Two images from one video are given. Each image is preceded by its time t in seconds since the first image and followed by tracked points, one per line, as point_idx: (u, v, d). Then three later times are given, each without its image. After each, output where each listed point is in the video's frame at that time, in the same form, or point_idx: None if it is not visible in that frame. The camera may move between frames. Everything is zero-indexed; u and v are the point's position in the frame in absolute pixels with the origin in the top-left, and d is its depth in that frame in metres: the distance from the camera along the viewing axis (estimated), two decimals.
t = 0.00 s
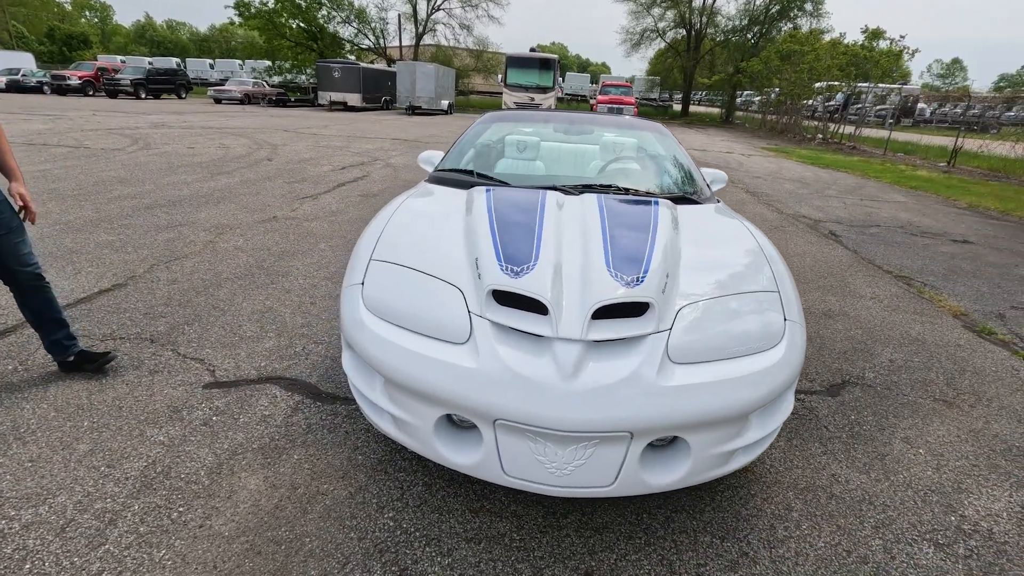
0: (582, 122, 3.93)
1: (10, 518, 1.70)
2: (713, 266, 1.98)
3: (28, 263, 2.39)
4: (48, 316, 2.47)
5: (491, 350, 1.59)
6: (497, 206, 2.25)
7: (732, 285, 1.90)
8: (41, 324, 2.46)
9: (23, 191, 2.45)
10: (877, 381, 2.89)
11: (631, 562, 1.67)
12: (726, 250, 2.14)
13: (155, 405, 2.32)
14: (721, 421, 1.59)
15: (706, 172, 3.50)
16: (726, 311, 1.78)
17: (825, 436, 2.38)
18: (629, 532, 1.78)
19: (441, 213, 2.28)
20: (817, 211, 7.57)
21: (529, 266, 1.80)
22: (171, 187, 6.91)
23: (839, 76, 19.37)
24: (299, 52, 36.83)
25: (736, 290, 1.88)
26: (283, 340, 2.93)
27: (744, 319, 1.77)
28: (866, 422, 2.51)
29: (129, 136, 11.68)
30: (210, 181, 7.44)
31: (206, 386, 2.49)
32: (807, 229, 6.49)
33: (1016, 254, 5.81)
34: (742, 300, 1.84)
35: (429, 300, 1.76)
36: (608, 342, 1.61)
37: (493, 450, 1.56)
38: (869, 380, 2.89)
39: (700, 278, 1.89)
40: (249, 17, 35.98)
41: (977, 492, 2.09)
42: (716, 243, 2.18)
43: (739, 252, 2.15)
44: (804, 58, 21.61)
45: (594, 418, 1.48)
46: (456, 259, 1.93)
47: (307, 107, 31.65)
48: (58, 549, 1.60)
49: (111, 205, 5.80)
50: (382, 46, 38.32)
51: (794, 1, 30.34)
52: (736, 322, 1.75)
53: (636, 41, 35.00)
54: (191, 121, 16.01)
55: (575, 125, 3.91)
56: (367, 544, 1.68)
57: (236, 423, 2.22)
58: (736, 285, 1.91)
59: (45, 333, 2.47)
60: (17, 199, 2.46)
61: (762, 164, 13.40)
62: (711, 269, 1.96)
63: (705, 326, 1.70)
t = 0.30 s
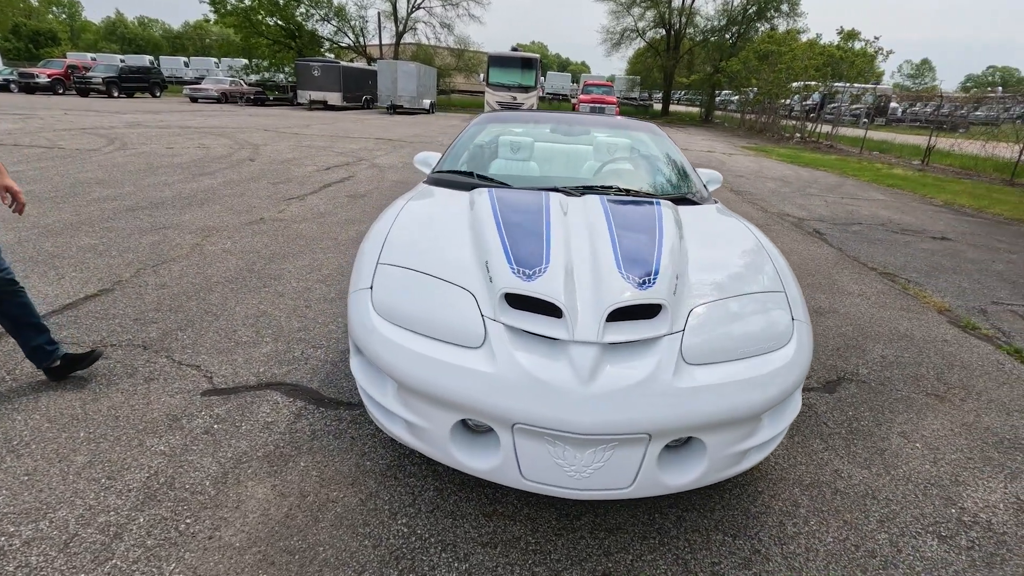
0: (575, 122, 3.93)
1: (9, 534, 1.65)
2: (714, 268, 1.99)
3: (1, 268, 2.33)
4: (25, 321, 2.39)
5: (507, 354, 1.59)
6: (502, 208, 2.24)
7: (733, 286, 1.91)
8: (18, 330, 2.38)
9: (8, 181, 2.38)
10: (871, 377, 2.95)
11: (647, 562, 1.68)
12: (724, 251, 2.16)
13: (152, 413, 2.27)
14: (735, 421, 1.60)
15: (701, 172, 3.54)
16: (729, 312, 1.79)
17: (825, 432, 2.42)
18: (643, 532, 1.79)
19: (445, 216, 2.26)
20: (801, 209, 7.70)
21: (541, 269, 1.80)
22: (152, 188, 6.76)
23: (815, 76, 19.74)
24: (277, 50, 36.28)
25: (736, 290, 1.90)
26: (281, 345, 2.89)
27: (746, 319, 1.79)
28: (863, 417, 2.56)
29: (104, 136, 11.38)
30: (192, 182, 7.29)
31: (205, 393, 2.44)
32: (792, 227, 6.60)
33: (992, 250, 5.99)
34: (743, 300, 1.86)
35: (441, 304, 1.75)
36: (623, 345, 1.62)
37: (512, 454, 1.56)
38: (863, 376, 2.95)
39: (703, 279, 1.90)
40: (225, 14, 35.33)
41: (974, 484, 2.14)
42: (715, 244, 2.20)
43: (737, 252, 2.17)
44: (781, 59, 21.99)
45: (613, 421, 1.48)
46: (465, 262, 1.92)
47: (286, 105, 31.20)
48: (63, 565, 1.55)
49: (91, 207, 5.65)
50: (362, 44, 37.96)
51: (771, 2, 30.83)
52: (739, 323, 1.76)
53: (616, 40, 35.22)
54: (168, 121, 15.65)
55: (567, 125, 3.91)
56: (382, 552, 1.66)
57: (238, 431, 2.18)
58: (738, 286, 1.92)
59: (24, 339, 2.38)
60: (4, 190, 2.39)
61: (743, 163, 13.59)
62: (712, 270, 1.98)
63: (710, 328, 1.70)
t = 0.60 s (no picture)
0: (567, 125, 3.98)
1: (22, 548, 1.61)
2: (715, 269, 2.04)
3: None
4: (13, 330, 2.33)
5: (529, 355, 1.62)
6: (509, 211, 2.27)
7: (736, 286, 1.97)
8: (6, 339, 2.31)
9: None
10: (860, 370, 3.06)
11: (665, 556, 1.73)
12: (722, 251, 2.22)
13: (158, 421, 2.24)
14: (748, 417, 1.66)
15: (695, 173, 3.62)
16: (733, 311, 1.84)
17: (821, 425, 2.51)
18: (658, 526, 1.84)
19: (453, 219, 2.28)
20: (779, 208, 7.90)
21: (555, 272, 1.84)
22: (130, 191, 6.59)
23: (787, 77, 20.21)
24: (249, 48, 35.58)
25: (741, 290, 1.96)
26: (282, 349, 2.86)
27: (750, 318, 1.85)
28: (854, 409, 2.66)
29: (73, 136, 11.03)
30: (171, 183, 7.13)
31: (209, 399, 2.41)
32: (773, 225, 6.77)
33: (962, 246, 6.24)
34: (745, 300, 1.92)
35: (458, 307, 1.77)
36: (641, 345, 1.66)
37: (535, 454, 1.59)
38: (852, 369, 3.07)
39: (707, 280, 1.96)
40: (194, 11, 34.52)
41: (963, 471, 2.25)
42: (714, 244, 2.25)
43: (734, 252, 2.23)
44: (754, 60, 22.45)
45: (635, 418, 1.53)
46: (478, 264, 1.94)
47: (260, 105, 30.63)
48: None
49: (67, 210, 5.49)
50: (337, 42, 37.50)
51: (742, 4, 31.44)
52: (743, 322, 1.82)
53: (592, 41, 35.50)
54: (138, 121, 15.23)
55: (559, 128, 3.96)
56: (405, 554, 1.67)
57: (247, 437, 2.16)
58: (739, 286, 1.98)
59: (13, 349, 2.31)
60: None
61: (720, 162, 13.85)
62: (715, 270, 2.03)
63: (718, 328, 1.75)
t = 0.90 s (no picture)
0: (566, 126, 4.01)
1: (47, 555, 1.61)
2: (723, 268, 2.09)
3: None
4: (16, 337, 2.27)
5: (554, 354, 1.65)
6: (522, 213, 2.30)
7: (747, 286, 2.03)
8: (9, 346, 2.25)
9: None
10: (858, 366, 3.14)
11: (686, 550, 1.77)
12: (727, 251, 2.27)
13: (173, 426, 2.23)
14: (766, 413, 1.71)
15: (696, 174, 3.67)
16: (746, 310, 1.89)
17: (825, 419, 2.57)
18: (676, 520, 1.88)
19: (466, 221, 2.31)
20: (768, 206, 8.02)
21: (574, 273, 1.88)
22: (119, 193, 6.49)
23: (770, 77, 20.46)
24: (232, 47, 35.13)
25: (752, 290, 2.01)
26: (290, 352, 2.86)
27: (759, 317, 1.89)
28: (856, 403, 2.74)
29: (55, 138, 10.82)
30: (161, 185, 7.03)
31: (222, 404, 2.41)
32: (763, 224, 6.88)
33: (946, 243, 6.39)
34: (757, 299, 1.97)
35: (480, 307, 1.80)
36: (661, 344, 1.70)
37: (562, 452, 1.63)
38: (850, 365, 3.15)
39: (719, 280, 2.01)
40: (175, 10, 34.01)
41: (963, 461, 2.33)
42: (722, 245, 2.31)
43: (738, 251, 2.28)
44: (738, 60, 22.70)
45: (659, 416, 1.57)
46: (496, 266, 1.97)
47: (243, 104, 30.26)
48: None
49: (57, 214, 5.40)
50: (321, 41, 37.18)
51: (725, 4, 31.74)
52: (753, 320, 1.86)
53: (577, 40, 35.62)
54: (121, 121, 15.00)
55: (558, 129, 3.99)
56: (432, 553, 1.69)
57: (264, 441, 2.16)
58: (746, 285, 2.03)
59: (16, 356, 2.26)
60: None
61: (707, 162, 14.00)
62: (726, 271, 2.08)
63: (734, 326, 1.80)
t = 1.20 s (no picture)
0: (568, 125, 3.99)
1: (62, 566, 1.57)
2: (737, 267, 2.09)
3: None
4: (18, 340, 2.22)
5: (579, 355, 1.63)
6: (536, 212, 2.28)
7: (765, 286, 2.02)
8: (10, 350, 2.20)
9: None
10: (866, 364, 3.15)
11: (710, 552, 1.76)
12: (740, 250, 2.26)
13: (183, 431, 2.19)
14: (790, 413, 1.70)
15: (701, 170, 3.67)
16: (766, 310, 1.88)
17: (838, 418, 2.57)
18: (698, 522, 1.87)
19: (479, 221, 2.28)
20: (765, 205, 8.05)
21: (593, 273, 1.86)
22: (113, 193, 6.41)
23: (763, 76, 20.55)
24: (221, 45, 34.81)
25: (770, 290, 2.00)
26: (298, 354, 2.83)
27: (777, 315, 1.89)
28: (866, 401, 2.74)
29: (44, 137, 10.67)
30: (155, 186, 6.94)
31: (231, 408, 2.37)
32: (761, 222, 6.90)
33: (942, 241, 6.45)
34: (776, 299, 1.96)
35: (501, 308, 1.77)
36: (685, 344, 1.69)
37: (588, 454, 1.61)
38: (858, 363, 3.15)
39: (737, 279, 2.00)
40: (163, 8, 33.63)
41: (976, 458, 2.34)
42: (735, 244, 2.30)
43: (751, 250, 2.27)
44: (730, 58, 22.79)
45: (687, 417, 1.55)
46: (514, 266, 1.95)
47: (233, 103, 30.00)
48: None
49: (50, 215, 5.31)
50: (312, 40, 36.93)
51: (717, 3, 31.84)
52: (772, 319, 1.86)
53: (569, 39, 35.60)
54: (111, 120, 14.82)
55: (560, 128, 3.97)
56: (455, 558, 1.67)
57: (277, 445, 2.13)
58: (761, 284, 2.02)
59: (18, 360, 2.21)
60: None
61: (702, 160, 14.04)
62: (743, 270, 2.08)
63: (755, 326, 1.79)
